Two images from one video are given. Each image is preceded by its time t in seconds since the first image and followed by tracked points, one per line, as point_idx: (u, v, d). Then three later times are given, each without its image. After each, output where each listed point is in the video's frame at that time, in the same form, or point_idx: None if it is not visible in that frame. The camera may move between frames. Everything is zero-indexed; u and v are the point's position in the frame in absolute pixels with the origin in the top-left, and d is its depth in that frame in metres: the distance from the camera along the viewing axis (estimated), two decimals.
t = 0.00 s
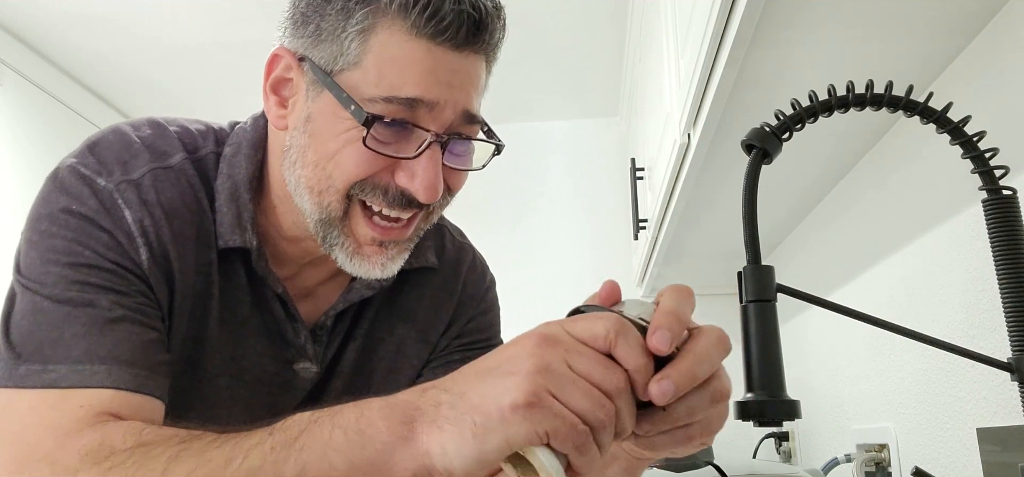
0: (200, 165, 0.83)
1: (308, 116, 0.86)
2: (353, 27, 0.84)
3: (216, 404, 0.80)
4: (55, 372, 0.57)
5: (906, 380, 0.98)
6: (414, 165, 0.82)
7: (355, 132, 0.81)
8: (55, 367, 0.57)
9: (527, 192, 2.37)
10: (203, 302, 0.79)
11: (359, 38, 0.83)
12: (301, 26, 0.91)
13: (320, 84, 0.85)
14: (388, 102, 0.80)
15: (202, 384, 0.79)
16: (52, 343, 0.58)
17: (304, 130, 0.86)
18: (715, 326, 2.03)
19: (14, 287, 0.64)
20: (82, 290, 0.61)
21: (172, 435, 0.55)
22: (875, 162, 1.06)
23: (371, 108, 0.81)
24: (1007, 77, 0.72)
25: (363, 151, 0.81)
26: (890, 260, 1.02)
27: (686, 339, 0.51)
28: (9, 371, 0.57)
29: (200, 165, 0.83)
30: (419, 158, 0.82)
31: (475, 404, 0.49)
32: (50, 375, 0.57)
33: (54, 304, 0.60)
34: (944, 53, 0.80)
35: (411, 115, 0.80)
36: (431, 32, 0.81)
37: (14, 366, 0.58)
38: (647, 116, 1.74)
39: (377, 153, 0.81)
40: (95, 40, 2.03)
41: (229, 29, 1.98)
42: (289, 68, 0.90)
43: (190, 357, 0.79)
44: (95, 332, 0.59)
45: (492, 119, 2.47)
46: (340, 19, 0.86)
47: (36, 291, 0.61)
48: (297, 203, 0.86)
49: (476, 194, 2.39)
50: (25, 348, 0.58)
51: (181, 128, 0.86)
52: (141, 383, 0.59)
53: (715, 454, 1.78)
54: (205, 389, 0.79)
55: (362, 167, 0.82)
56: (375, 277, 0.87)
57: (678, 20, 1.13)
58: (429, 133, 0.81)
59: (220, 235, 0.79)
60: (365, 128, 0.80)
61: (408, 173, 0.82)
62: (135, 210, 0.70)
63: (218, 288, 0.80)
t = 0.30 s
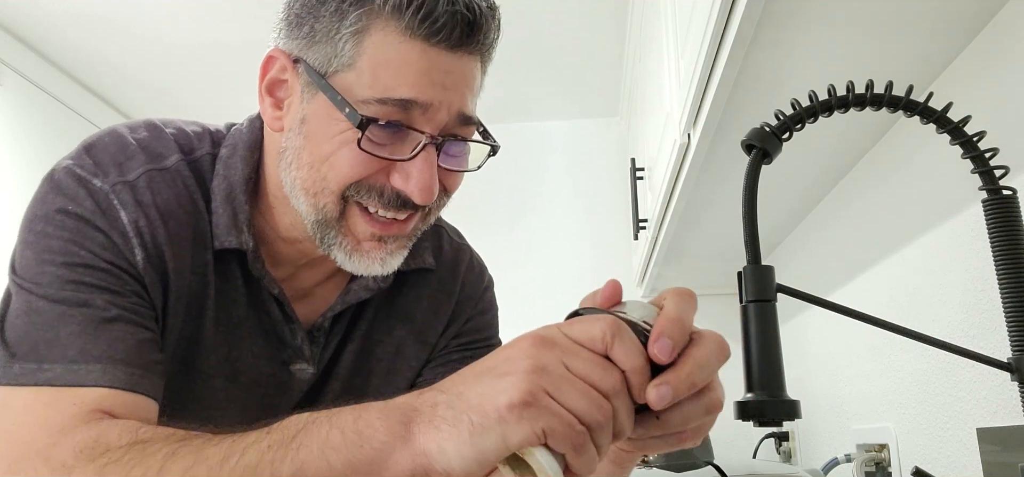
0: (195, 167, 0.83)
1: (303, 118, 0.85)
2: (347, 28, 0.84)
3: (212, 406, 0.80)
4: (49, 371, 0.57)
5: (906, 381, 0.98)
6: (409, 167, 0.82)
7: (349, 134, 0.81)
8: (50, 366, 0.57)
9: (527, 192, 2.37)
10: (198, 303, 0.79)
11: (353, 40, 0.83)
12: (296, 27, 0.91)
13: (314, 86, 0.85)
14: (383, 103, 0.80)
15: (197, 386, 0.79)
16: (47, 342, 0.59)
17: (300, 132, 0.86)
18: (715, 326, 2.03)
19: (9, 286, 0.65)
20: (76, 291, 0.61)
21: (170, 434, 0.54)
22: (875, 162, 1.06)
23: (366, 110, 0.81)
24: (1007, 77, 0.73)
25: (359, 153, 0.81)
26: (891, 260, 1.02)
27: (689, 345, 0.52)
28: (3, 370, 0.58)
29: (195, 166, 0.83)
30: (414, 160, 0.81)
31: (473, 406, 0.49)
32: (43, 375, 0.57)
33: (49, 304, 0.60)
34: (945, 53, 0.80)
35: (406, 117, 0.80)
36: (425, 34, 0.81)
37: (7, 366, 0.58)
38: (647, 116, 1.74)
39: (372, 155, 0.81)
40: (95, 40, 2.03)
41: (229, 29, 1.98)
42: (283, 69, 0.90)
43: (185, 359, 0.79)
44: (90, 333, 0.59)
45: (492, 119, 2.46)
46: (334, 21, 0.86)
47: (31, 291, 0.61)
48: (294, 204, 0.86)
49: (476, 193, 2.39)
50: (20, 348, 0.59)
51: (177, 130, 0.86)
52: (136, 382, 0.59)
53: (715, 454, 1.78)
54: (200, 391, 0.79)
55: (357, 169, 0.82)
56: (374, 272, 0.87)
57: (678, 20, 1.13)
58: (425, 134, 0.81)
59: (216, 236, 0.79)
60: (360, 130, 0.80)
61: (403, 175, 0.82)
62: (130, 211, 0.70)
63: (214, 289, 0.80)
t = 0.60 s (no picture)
0: (190, 168, 0.83)
1: (298, 119, 0.85)
2: (343, 29, 0.83)
3: (208, 408, 0.80)
4: (42, 370, 0.57)
5: (905, 381, 0.98)
6: (404, 169, 0.82)
7: (345, 135, 0.81)
8: (43, 365, 0.57)
9: (527, 192, 2.37)
10: (193, 304, 0.78)
11: (349, 40, 0.83)
12: (291, 27, 0.91)
13: (310, 86, 0.85)
14: (377, 105, 0.80)
15: (193, 387, 0.79)
16: (42, 340, 0.59)
17: (295, 133, 0.86)
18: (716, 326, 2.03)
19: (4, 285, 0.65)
20: (70, 291, 0.61)
21: (169, 433, 0.54)
22: (875, 161, 1.06)
23: (361, 113, 0.81)
24: (1007, 77, 0.72)
25: (354, 154, 0.81)
26: (891, 260, 1.02)
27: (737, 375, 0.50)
28: None
29: (190, 168, 0.83)
30: (410, 161, 0.81)
31: (461, 395, 0.49)
32: (37, 373, 0.57)
33: (43, 303, 0.60)
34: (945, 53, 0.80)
35: (400, 118, 0.80)
36: (421, 34, 0.80)
37: None
38: (647, 116, 1.74)
39: (367, 157, 0.81)
40: (95, 40, 2.03)
41: (229, 29, 1.98)
42: (279, 70, 0.90)
43: (181, 360, 0.79)
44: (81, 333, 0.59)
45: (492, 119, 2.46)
46: (330, 22, 0.86)
47: (25, 291, 0.62)
48: (289, 206, 0.87)
49: (476, 193, 2.39)
50: (14, 344, 0.59)
51: (172, 130, 0.86)
52: (131, 383, 0.59)
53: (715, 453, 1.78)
54: (197, 392, 0.79)
55: (352, 170, 0.82)
56: (368, 274, 0.87)
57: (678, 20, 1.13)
58: (420, 136, 0.81)
59: (211, 238, 0.79)
60: (355, 132, 0.80)
61: (398, 177, 0.82)
62: (125, 212, 0.70)
63: (210, 291, 0.80)
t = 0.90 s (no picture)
0: (193, 166, 0.83)
1: (301, 117, 0.85)
2: (346, 25, 0.83)
3: (208, 408, 0.80)
4: (47, 375, 0.57)
5: (905, 380, 0.98)
6: (411, 163, 0.81)
7: (350, 133, 0.81)
8: (48, 371, 0.57)
9: (527, 192, 2.37)
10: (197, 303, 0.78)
11: (353, 35, 0.83)
12: (292, 25, 0.91)
13: (314, 82, 0.85)
14: (383, 98, 0.80)
15: (195, 388, 0.80)
16: (48, 346, 0.58)
17: (298, 131, 0.86)
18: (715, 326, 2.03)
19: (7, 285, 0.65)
20: (75, 297, 0.61)
21: (173, 443, 0.55)
22: (875, 161, 1.06)
23: (367, 106, 0.81)
24: (1006, 77, 0.73)
25: (361, 150, 0.81)
26: (891, 260, 1.02)
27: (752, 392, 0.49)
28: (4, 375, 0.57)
29: (193, 166, 0.83)
30: (416, 156, 0.81)
31: (468, 422, 0.49)
32: (42, 381, 0.57)
33: (48, 307, 0.60)
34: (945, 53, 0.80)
35: (406, 112, 0.80)
36: (425, 29, 0.81)
37: (7, 370, 0.57)
38: (646, 116, 1.74)
39: (374, 153, 0.81)
40: (95, 40, 2.03)
41: (229, 29, 1.98)
42: (282, 67, 0.90)
43: (184, 359, 0.79)
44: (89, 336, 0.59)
45: (492, 119, 2.46)
46: (333, 18, 0.86)
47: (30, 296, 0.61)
48: (293, 205, 0.86)
49: (476, 193, 2.39)
50: (19, 351, 0.58)
51: (174, 128, 0.86)
52: (136, 390, 0.59)
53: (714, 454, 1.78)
54: (198, 393, 0.80)
55: (359, 166, 0.82)
56: (375, 270, 0.86)
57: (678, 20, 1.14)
58: (426, 130, 0.81)
59: (215, 236, 0.79)
60: (362, 127, 0.80)
61: (405, 171, 0.82)
62: (130, 212, 0.69)
63: (213, 290, 0.80)
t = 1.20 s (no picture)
0: (193, 169, 0.83)
1: (304, 119, 0.85)
2: (351, 27, 0.84)
3: (209, 412, 0.80)
4: (52, 393, 0.58)
5: (906, 380, 0.98)
6: (415, 166, 0.81)
7: (354, 137, 0.81)
8: (53, 387, 0.58)
9: (527, 192, 2.37)
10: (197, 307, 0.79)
11: (358, 37, 0.83)
12: (296, 26, 0.91)
13: (317, 84, 0.85)
14: (387, 100, 0.80)
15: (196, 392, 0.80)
16: (52, 361, 0.59)
17: (301, 134, 0.86)
18: (715, 326, 2.03)
19: (11, 294, 0.65)
20: (77, 309, 0.61)
21: (181, 461, 0.55)
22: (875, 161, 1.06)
23: (373, 108, 0.80)
24: (1006, 77, 0.72)
25: (365, 153, 0.81)
26: (891, 261, 1.02)
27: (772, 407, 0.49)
28: (10, 393, 0.58)
29: (193, 169, 0.83)
30: (421, 158, 0.81)
31: (473, 445, 0.51)
32: (48, 397, 0.58)
33: (50, 321, 0.60)
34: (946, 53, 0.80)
35: (411, 113, 0.80)
36: (431, 31, 0.81)
37: (14, 384, 0.59)
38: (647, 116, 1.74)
39: (379, 155, 0.81)
40: (95, 40, 2.03)
41: (229, 29, 1.98)
42: (284, 69, 0.90)
43: (184, 363, 0.79)
44: (90, 351, 0.59)
45: (492, 119, 2.46)
46: (337, 20, 0.86)
47: (34, 309, 0.62)
48: (296, 207, 0.86)
49: (476, 193, 2.39)
50: (24, 366, 0.59)
51: (173, 130, 0.85)
52: (140, 403, 0.60)
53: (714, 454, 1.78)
54: (200, 398, 0.80)
55: (363, 170, 0.82)
56: (378, 272, 0.86)
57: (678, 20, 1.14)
58: (431, 133, 0.81)
59: (215, 240, 0.79)
60: (368, 130, 0.80)
61: (409, 174, 0.82)
62: (130, 221, 0.69)
63: (213, 294, 0.80)
